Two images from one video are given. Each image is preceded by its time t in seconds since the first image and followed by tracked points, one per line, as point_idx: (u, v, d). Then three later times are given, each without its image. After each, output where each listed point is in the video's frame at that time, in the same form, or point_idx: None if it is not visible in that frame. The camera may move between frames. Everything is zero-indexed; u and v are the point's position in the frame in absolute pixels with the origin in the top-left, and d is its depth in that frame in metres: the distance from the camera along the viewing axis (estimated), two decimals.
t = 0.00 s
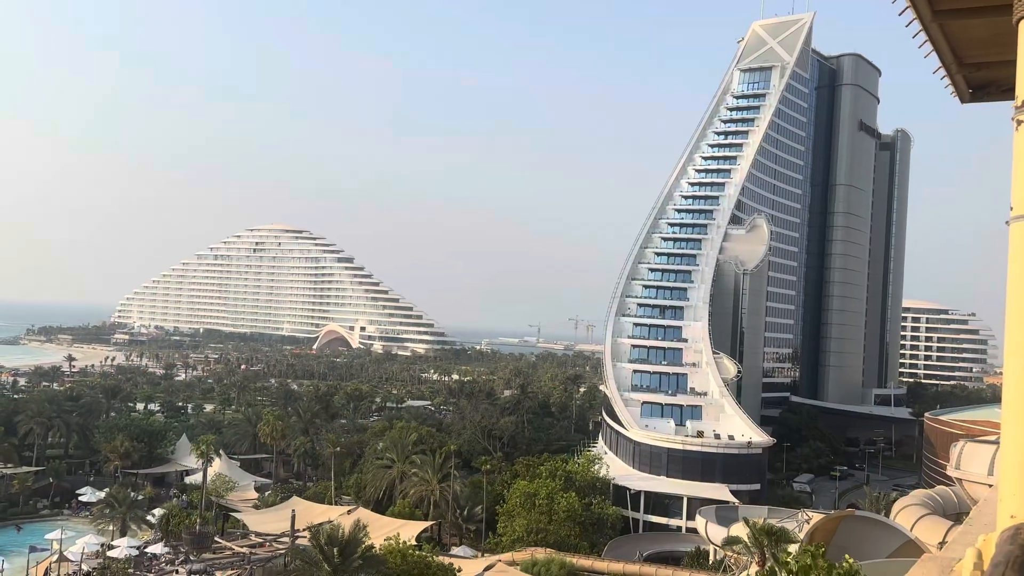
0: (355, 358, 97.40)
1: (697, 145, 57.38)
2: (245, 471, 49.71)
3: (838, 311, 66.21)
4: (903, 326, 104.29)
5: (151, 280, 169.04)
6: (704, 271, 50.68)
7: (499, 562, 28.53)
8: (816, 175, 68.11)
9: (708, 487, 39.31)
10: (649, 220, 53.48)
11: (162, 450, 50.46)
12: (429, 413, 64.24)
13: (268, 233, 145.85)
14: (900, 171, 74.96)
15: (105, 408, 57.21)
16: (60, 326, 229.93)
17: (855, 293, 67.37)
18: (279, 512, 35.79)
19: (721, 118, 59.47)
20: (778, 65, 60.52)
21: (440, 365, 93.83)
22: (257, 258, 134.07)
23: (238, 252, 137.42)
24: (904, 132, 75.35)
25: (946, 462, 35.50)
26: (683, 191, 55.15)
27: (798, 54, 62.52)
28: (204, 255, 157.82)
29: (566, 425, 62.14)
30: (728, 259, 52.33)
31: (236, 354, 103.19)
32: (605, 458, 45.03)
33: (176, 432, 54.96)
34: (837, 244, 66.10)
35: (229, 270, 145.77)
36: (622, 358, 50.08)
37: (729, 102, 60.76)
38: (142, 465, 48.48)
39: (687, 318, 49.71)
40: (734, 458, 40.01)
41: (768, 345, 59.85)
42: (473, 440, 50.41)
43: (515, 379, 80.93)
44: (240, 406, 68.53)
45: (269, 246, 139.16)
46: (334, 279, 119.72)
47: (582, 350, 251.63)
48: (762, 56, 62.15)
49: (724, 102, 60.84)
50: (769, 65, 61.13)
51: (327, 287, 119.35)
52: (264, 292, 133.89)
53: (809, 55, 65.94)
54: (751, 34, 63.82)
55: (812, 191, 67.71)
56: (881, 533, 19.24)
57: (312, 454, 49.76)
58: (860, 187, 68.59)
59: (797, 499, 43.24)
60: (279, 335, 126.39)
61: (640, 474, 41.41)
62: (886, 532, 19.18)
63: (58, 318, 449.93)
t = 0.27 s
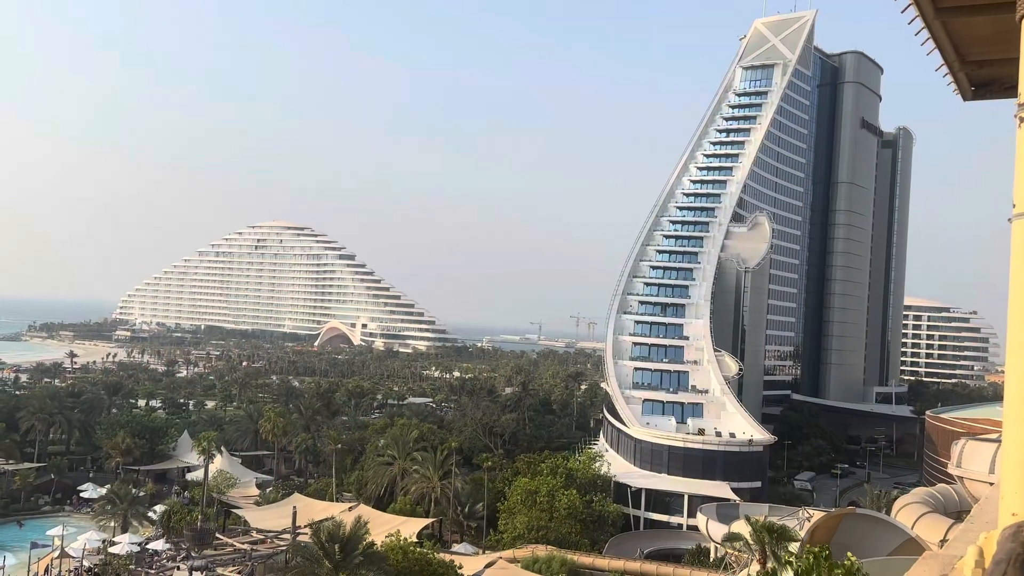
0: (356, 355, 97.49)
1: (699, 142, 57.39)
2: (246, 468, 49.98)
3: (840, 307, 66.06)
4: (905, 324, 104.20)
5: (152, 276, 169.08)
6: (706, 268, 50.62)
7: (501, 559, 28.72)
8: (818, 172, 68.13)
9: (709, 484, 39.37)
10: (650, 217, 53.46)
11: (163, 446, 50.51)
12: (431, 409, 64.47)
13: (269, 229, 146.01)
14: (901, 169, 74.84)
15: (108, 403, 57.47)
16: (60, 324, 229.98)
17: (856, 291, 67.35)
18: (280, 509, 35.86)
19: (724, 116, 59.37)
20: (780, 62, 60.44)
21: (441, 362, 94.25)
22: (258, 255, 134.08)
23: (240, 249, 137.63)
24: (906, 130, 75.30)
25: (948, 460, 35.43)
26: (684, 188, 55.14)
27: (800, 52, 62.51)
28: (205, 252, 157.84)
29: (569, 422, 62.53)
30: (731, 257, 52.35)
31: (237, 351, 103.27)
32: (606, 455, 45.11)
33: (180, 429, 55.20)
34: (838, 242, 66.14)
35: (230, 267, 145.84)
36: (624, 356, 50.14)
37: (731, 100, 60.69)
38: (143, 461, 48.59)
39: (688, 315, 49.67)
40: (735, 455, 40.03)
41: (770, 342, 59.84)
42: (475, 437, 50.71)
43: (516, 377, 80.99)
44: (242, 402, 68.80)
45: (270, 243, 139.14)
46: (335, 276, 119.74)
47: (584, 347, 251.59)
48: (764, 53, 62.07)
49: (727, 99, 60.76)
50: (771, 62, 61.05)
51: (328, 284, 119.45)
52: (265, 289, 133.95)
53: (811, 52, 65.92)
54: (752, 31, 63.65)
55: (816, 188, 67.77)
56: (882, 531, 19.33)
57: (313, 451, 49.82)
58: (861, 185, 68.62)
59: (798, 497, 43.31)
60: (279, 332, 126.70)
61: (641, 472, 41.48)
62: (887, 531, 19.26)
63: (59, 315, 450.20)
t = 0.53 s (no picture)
0: (357, 353, 97.53)
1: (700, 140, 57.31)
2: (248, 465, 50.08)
3: (841, 305, 65.97)
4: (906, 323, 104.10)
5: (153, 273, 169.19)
6: (707, 266, 50.62)
7: (502, 556, 28.80)
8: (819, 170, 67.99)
9: (710, 483, 39.36)
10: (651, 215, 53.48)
11: (164, 444, 50.54)
12: (431, 406, 64.58)
13: (270, 227, 146.09)
14: (903, 167, 74.65)
15: (109, 400, 57.58)
16: (62, 321, 230.17)
17: (857, 290, 67.24)
18: (281, 506, 35.87)
19: (725, 114, 59.31)
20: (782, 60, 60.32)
21: (442, 360, 94.37)
22: (260, 253, 134.11)
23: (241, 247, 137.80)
24: (908, 127, 75.11)
25: (949, 458, 35.44)
26: (685, 186, 55.06)
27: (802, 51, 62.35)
28: (206, 249, 157.79)
29: (569, 420, 62.63)
30: (732, 255, 52.29)
31: (239, 349, 103.37)
32: (607, 453, 45.11)
33: (181, 426, 55.31)
34: (839, 240, 66.04)
35: (232, 264, 145.86)
36: (624, 354, 50.11)
37: (733, 98, 60.62)
38: (145, 458, 48.70)
39: (689, 313, 49.67)
40: (736, 453, 40.03)
41: (770, 340, 59.79)
42: (475, 434, 50.75)
43: (517, 374, 80.99)
44: (242, 400, 68.89)
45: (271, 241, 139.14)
46: (336, 274, 119.76)
47: (585, 345, 251.55)
48: (766, 51, 61.98)
49: (728, 97, 60.70)
50: (772, 60, 60.97)
51: (329, 282, 119.57)
52: (266, 286, 134.04)
53: (813, 50, 65.78)
54: (754, 29, 63.55)
55: (817, 186, 67.65)
56: (885, 530, 19.27)
57: (314, 448, 49.89)
58: (862, 183, 68.48)
59: (799, 495, 43.29)
60: (280, 329, 126.86)
61: (642, 470, 41.48)
62: (889, 530, 19.22)
63: (61, 312, 451.19)
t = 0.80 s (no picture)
0: (359, 351, 97.65)
1: (701, 138, 57.24)
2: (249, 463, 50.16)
3: (843, 304, 65.87)
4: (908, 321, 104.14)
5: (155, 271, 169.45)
6: (708, 265, 50.56)
7: (503, 554, 28.85)
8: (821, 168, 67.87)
9: (712, 481, 39.44)
10: (653, 213, 53.42)
11: (166, 442, 51.09)
12: (433, 405, 64.65)
13: (272, 225, 146.19)
14: (905, 165, 74.51)
15: (111, 398, 57.67)
16: (63, 319, 230.59)
17: (859, 288, 67.15)
18: (283, 504, 35.94)
19: (727, 112, 59.25)
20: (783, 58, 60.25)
21: (443, 358, 94.42)
22: (261, 251, 134.19)
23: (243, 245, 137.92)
24: (910, 126, 74.98)
25: (951, 457, 35.43)
26: (687, 184, 55.01)
27: (804, 49, 62.27)
28: (208, 246, 158.01)
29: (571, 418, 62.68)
30: (734, 254, 52.26)
31: (241, 347, 103.54)
32: (608, 451, 45.13)
33: (182, 424, 55.41)
34: (841, 238, 65.92)
35: (233, 262, 146.01)
36: (626, 352, 50.08)
37: (734, 96, 60.55)
38: (147, 456, 48.80)
39: (691, 311, 49.65)
40: (738, 452, 40.10)
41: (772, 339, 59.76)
42: (476, 433, 50.81)
43: (518, 372, 81.06)
44: (244, 398, 68.99)
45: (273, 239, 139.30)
46: (338, 272, 119.88)
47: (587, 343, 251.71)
48: (767, 49, 61.89)
49: (730, 95, 60.63)
50: (774, 59, 60.89)
51: (331, 280, 119.66)
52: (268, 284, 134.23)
53: (815, 48, 65.65)
54: (756, 27, 63.45)
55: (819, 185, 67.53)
56: (886, 528, 19.27)
57: (316, 446, 49.96)
58: (865, 181, 68.34)
59: (800, 493, 43.35)
60: (282, 327, 127.00)
61: (644, 468, 41.48)
62: (891, 528, 19.22)
63: (63, 310, 452.29)
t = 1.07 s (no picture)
0: (363, 350, 97.81)
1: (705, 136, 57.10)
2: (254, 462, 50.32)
3: (848, 302, 65.70)
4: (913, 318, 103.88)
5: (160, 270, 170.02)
6: (712, 263, 50.49)
7: (507, 553, 28.91)
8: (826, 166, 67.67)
9: (716, 479, 39.39)
10: (657, 211, 53.32)
11: (171, 440, 51.39)
12: (437, 403, 64.73)
13: (276, 224, 146.45)
14: (910, 163, 74.25)
15: (116, 396, 57.89)
16: (68, 318, 231.51)
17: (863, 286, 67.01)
18: (287, 502, 36.05)
19: (731, 110, 59.09)
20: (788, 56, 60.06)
21: (447, 356, 94.57)
22: (266, 250, 134.47)
23: (247, 244, 138.22)
24: (914, 123, 74.74)
25: (955, 455, 35.35)
26: (691, 182, 54.91)
27: (808, 47, 62.10)
28: (212, 245, 158.42)
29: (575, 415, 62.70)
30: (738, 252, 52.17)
31: (245, 345, 103.80)
32: (612, 449, 45.11)
33: (187, 423, 55.59)
34: (846, 236, 65.73)
35: (238, 261, 146.38)
36: (630, 350, 50.01)
37: (738, 93, 60.40)
38: (152, 455, 49.01)
39: (695, 309, 49.58)
40: (742, 450, 40.05)
41: (776, 337, 59.65)
42: (480, 431, 50.89)
43: (522, 371, 81.14)
44: (248, 396, 69.20)
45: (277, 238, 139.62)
46: (342, 271, 120.08)
47: (591, 341, 251.79)
48: (772, 46, 61.70)
49: (734, 93, 60.49)
50: (778, 56, 60.70)
51: (335, 278, 119.89)
52: (273, 283, 134.56)
53: (819, 45, 65.43)
54: (760, 25, 63.25)
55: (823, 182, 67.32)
56: (891, 525, 19.12)
57: (321, 445, 50.09)
58: (869, 179, 68.12)
59: (804, 491, 43.27)
60: (286, 326, 127.26)
61: (647, 466, 41.44)
62: (895, 525, 19.11)
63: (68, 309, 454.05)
